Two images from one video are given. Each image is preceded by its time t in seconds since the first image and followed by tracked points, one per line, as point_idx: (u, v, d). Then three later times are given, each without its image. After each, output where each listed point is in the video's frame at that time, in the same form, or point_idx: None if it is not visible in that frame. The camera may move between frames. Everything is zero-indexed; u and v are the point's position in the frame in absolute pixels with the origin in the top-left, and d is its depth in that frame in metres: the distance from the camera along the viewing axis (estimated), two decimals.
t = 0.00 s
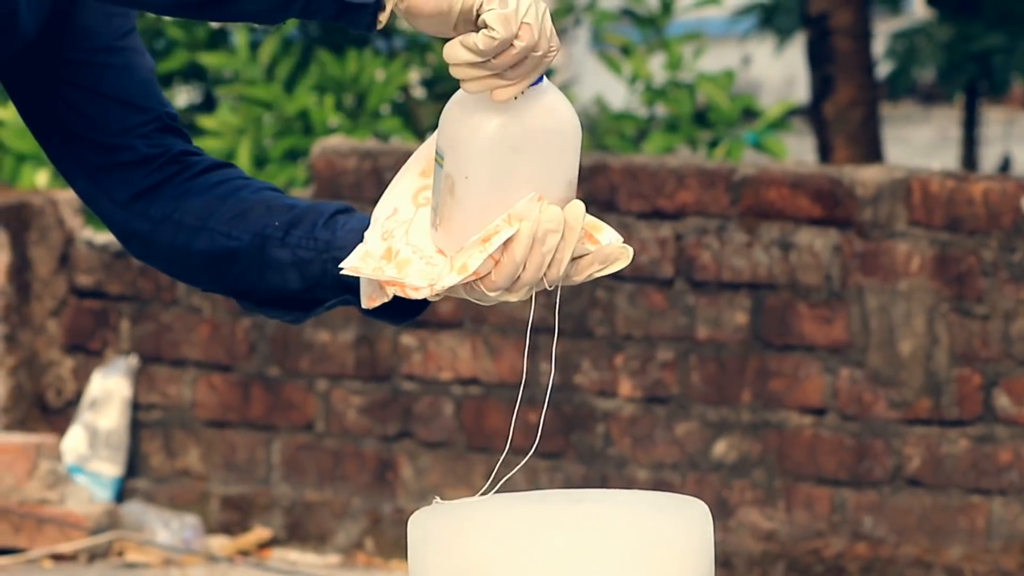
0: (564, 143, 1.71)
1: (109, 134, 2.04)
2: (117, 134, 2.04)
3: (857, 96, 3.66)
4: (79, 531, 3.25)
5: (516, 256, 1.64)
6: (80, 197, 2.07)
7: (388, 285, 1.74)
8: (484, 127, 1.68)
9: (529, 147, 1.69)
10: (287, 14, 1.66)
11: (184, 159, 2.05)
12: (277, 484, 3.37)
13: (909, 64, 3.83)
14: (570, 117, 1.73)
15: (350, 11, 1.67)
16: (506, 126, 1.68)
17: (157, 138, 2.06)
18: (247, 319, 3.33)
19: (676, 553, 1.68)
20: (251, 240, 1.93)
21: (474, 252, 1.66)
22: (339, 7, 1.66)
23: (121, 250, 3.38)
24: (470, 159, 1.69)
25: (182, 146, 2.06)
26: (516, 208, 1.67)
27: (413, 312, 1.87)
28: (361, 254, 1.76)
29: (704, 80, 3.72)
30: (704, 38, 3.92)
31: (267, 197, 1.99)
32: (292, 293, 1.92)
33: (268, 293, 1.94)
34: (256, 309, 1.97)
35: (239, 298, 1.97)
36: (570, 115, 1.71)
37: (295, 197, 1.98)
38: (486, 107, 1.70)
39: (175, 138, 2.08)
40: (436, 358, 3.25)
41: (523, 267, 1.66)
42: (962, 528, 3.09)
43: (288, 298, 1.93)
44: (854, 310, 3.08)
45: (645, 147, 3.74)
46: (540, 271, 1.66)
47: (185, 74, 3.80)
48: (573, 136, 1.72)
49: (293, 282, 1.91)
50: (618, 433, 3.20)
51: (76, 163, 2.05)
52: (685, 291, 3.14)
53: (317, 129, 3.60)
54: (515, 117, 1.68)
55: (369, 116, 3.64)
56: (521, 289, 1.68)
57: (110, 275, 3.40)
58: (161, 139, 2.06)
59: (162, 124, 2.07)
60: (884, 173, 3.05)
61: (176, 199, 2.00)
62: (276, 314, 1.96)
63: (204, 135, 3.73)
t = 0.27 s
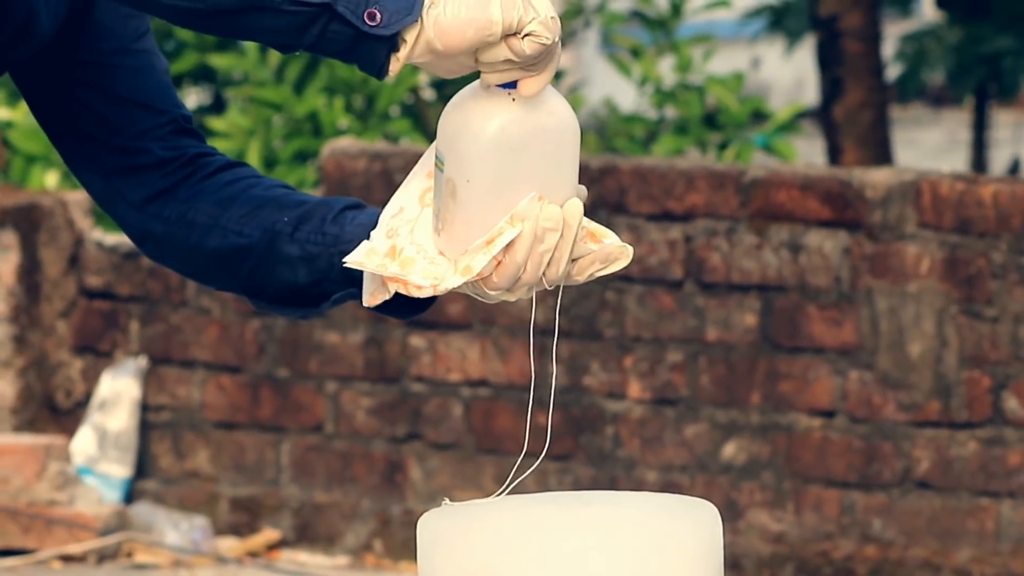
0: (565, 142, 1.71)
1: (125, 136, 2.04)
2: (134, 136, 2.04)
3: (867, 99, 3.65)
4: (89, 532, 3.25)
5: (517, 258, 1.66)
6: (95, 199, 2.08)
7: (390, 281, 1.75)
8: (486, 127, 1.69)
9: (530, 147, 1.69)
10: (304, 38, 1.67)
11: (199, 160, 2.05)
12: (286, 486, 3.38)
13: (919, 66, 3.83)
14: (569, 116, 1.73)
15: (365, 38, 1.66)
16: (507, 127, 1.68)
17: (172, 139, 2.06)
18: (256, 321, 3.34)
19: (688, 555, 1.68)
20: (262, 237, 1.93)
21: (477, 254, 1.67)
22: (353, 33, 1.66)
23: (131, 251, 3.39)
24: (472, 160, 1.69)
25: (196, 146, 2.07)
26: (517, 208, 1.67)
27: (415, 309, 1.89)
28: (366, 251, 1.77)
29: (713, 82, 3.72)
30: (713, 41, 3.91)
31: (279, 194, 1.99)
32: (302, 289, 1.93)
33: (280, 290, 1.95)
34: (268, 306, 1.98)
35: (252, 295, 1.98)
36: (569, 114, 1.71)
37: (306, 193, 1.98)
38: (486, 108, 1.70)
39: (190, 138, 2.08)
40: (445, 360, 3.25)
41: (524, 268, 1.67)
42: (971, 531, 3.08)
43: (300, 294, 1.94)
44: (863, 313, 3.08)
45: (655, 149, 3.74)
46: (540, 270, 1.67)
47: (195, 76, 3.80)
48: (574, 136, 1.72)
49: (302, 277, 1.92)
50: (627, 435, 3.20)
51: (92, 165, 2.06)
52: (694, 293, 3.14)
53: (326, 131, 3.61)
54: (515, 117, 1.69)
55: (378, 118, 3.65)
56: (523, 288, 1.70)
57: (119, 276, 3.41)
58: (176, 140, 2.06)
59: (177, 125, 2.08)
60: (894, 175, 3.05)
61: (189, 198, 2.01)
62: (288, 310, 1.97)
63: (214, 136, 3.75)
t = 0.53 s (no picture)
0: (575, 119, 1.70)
1: (138, 127, 2.04)
2: (147, 127, 2.04)
3: (877, 98, 3.64)
4: (98, 531, 3.24)
5: (534, 235, 1.65)
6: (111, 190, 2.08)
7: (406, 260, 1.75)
8: (491, 101, 1.69)
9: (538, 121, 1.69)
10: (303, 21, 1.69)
11: (212, 149, 2.05)
12: (296, 484, 3.38)
13: (929, 66, 3.84)
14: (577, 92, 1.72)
15: (363, 20, 1.68)
16: (512, 100, 1.68)
17: (187, 129, 2.06)
18: (266, 319, 3.34)
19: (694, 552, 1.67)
20: (277, 224, 1.94)
21: (492, 236, 1.67)
22: (351, 15, 1.68)
23: (141, 250, 3.40)
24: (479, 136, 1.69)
25: (210, 135, 2.06)
26: (529, 187, 1.67)
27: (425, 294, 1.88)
28: (382, 225, 1.78)
29: (724, 81, 3.71)
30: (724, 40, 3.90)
31: (293, 181, 1.99)
32: (319, 276, 1.93)
33: (297, 279, 1.95)
34: (284, 294, 1.98)
35: (268, 283, 1.98)
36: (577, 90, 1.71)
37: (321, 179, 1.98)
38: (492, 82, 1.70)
39: (204, 127, 2.08)
40: (455, 359, 3.25)
41: (542, 245, 1.66)
42: (981, 530, 3.07)
43: (315, 281, 1.94)
44: (873, 312, 3.07)
45: (665, 148, 3.73)
46: (557, 248, 1.66)
47: (205, 75, 3.80)
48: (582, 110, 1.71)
49: (318, 264, 1.92)
50: (636, 434, 3.20)
51: (106, 156, 2.06)
52: (703, 292, 3.14)
53: (336, 129, 3.60)
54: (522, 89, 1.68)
55: (388, 116, 3.65)
56: (542, 268, 1.69)
57: (129, 275, 3.42)
58: (191, 130, 2.06)
59: (191, 115, 2.07)
60: (903, 174, 3.04)
61: (203, 188, 2.01)
62: (304, 297, 1.97)
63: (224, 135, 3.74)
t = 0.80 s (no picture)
0: (573, 127, 1.70)
1: (144, 123, 2.04)
2: (153, 123, 2.04)
3: (879, 97, 3.64)
4: (101, 530, 3.25)
5: (530, 246, 1.66)
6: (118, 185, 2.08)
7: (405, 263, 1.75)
8: (489, 109, 1.69)
9: (535, 129, 1.69)
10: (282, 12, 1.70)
11: (218, 144, 2.04)
12: (298, 483, 3.38)
13: (930, 66, 3.81)
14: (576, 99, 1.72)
15: (341, 13, 1.68)
16: (510, 108, 1.69)
17: (193, 124, 2.06)
18: (268, 318, 3.34)
19: (696, 555, 1.67)
20: (285, 225, 1.94)
21: (487, 245, 1.67)
22: (328, 8, 1.68)
23: (143, 248, 3.40)
24: (477, 143, 1.70)
25: (216, 131, 2.06)
26: (526, 198, 1.67)
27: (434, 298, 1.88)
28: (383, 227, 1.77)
29: (726, 80, 3.71)
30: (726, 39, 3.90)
31: (301, 179, 1.99)
32: (327, 278, 1.94)
33: (305, 279, 1.95)
34: (293, 294, 1.99)
35: (276, 283, 1.99)
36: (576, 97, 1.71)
37: (329, 178, 1.98)
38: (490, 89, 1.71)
39: (210, 122, 2.07)
40: (457, 358, 3.25)
41: (538, 256, 1.67)
42: (983, 530, 3.07)
43: (323, 282, 1.95)
44: (875, 311, 3.07)
45: (667, 147, 3.73)
46: (554, 259, 1.68)
47: (208, 73, 3.80)
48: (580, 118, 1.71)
49: (327, 265, 1.92)
50: (639, 433, 3.20)
51: (112, 152, 2.06)
52: (706, 291, 3.14)
53: (339, 127, 3.59)
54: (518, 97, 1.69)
55: (390, 116, 3.65)
56: (539, 278, 1.70)
57: (131, 273, 3.42)
58: (197, 125, 2.06)
59: (197, 109, 2.07)
60: (906, 173, 3.04)
61: (210, 184, 2.01)
62: (313, 298, 1.97)
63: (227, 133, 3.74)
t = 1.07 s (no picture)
0: (578, 130, 1.69)
1: (148, 121, 2.04)
2: (157, 121, 2.04)
3: (886, 98, 3.64)
4: (106, 530, 3.25)
5: (537, 250, 1.64)
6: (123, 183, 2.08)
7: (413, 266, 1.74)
8: (493, 113, 1.68)
9: (539, 132, 1.67)
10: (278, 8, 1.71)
11: (224, 142, 2.04)
12: (305, 484, 3.38)
13: (938, 67, 3.82)
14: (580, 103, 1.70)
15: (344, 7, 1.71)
16: (514, 112, 1.68)
17: (198, 122, 2.05)
18: (275, 319, 3.34)
19: (705, 553, 1.67)
20: (293, 225, 1.94)
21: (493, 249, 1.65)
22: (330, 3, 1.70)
23: (149, 249, 3.40)
24: (482, 148, 1.69)
25: (222, 128, 2.05)
26: (531, 201, 1.65)
27: (440, 300, 1.87)
28: (391, 230, 1.77)
29: (732, 82, 3.71)
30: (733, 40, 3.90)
31: (308, 178, 1.99)
32: (334, 277, 1.94)
33: (312, 278, 1.96)
34: (300, 292, 2.00)
35: (284, 281, 1.99)
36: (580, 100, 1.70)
37: (335, 176, 1.98)
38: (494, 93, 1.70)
39: (215, 119, 2.07)
40: (464, 359, 3.26)
41: (545, 259, 1.66)
42: (990, 531, 3.07)
43: (331, 281, 1.95)
44: (882, 313, 3.07)
45: (674, 148, 3.72)
46: (561, 261, 1.66)
47: (216, 73, 3.80)
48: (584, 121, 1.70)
49: (335, 265, 1.93)
50: (645, 434, 3.19)
51: (116, 150, 2.06)
52: (712, 292, 3.13)
53: (346, 129, 3.60)
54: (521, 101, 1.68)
55: (397, 116, 3.65)
56: (546, 280, 1.69)
57: (138, 274, 3.42)
58: (202, 122, 2.05)
59: (201, 107, 2.06)
60: (913, 174, 3.04)
61: (216, 183, 2.01)
62: (321, 297, 1.98)
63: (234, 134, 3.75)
